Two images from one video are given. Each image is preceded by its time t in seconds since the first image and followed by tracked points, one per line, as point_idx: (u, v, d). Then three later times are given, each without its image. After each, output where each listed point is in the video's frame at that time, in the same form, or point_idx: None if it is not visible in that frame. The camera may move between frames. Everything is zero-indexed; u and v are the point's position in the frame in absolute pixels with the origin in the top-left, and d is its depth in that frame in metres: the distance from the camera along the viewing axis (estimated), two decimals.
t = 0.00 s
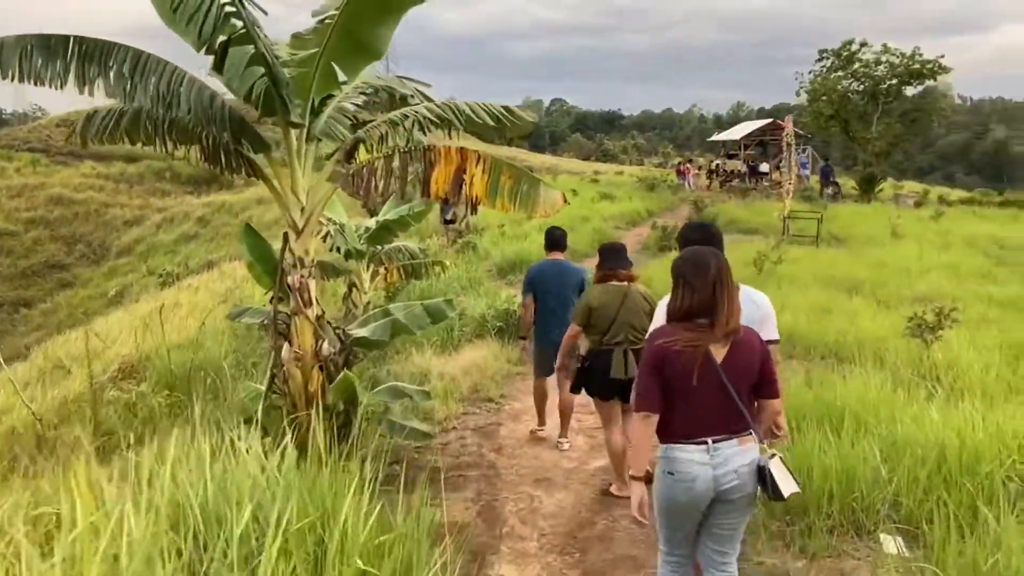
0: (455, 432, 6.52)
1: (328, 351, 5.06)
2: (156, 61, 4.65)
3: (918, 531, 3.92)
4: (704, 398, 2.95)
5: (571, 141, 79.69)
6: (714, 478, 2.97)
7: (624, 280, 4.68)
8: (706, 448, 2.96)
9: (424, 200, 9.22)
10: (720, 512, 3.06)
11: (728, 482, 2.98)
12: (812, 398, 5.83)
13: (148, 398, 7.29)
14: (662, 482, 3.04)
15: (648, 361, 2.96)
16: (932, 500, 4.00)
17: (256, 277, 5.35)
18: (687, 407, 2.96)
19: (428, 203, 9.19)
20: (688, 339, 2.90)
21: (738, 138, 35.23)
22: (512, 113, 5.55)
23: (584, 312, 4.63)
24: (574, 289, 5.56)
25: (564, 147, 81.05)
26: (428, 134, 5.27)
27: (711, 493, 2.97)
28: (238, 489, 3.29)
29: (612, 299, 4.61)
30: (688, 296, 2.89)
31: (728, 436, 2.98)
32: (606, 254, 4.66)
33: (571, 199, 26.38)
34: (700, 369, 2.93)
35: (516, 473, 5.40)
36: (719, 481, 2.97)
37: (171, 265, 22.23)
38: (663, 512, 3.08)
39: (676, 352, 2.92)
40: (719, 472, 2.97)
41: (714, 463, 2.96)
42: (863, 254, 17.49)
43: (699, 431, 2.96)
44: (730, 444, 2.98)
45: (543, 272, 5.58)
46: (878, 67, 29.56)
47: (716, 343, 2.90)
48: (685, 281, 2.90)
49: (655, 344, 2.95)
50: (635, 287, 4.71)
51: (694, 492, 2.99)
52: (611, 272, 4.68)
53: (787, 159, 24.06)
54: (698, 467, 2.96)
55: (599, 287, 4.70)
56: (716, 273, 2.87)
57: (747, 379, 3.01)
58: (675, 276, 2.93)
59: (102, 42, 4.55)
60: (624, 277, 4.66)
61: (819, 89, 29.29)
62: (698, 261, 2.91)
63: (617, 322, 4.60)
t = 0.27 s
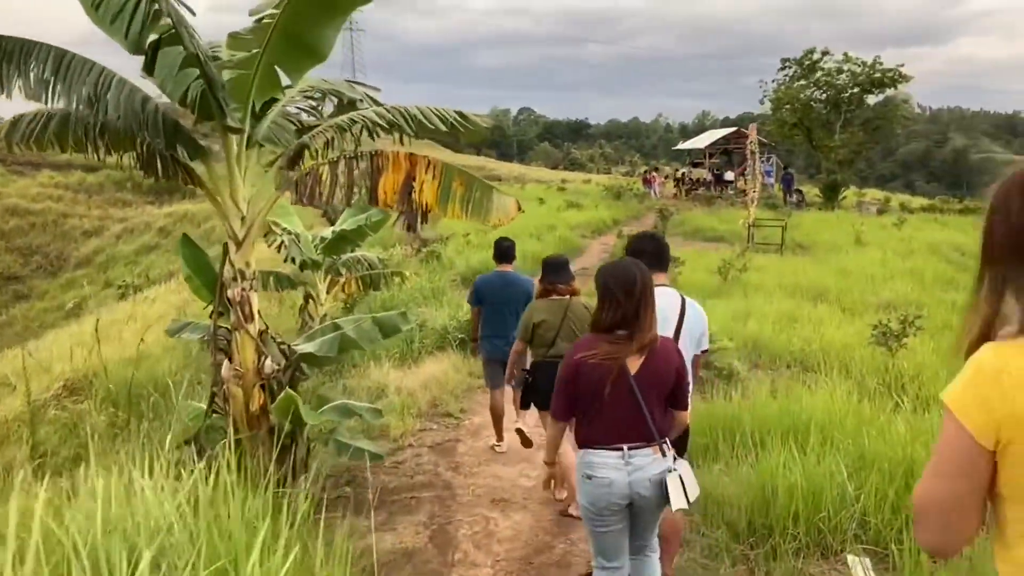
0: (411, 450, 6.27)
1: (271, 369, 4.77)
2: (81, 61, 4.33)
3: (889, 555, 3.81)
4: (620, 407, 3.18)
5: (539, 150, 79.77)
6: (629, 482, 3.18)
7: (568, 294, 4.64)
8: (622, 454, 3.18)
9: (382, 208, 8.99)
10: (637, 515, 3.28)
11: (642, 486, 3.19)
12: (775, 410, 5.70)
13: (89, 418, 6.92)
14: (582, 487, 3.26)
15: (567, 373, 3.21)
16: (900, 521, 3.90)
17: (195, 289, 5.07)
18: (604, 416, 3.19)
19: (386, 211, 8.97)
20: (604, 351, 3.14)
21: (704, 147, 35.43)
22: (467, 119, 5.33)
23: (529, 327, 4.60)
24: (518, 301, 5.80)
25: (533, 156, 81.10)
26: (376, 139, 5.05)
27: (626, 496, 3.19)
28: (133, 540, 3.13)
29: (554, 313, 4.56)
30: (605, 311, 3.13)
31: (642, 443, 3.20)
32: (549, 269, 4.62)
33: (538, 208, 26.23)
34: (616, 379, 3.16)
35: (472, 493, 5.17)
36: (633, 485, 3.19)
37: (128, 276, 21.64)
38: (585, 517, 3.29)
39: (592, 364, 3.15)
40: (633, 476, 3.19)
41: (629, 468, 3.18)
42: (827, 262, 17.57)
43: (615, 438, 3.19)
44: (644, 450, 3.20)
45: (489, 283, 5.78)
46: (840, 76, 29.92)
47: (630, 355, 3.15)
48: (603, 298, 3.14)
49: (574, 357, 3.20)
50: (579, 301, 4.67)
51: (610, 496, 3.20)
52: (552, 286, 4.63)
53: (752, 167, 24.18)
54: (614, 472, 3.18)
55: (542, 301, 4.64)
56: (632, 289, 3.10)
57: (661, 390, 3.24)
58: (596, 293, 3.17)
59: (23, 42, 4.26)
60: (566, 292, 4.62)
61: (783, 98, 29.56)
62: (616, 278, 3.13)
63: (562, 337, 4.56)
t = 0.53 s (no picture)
0: (371, 469, 6.03)
1: (217, 387, 4.50)
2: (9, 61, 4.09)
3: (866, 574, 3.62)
4: (576, 422, 3.25)
5: (515, 159, 79.74)
6: (586, 495, 3.27)
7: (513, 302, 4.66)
8: (579, 469, 3.25)
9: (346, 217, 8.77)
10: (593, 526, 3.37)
11: (599, 498, 3.28)
12: (748, 426, 5.48)
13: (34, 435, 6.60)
14: (540, 503, 3.32)
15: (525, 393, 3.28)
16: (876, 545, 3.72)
17: (139, 301, 4.79)
18: (561, 434, 3.26)
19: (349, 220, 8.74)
20: (560, 371, 3.22)
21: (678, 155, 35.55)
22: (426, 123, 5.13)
23: (475, 337, 4.63)
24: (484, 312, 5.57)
25: (509, 165, 81.06)
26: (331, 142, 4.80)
27: (585, 509, 3.27)
28: None
29: (502, 323, 4.60)
30: (561, 331, 3.18)
31: (597, 457, 3.28)
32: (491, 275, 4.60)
33: (512, 216, 26.06)
34: (572, 397, 3.23)
35: (432, 515, 4.94)
36: (590, 498, 3.27)
37: (94, 286, 21.15)
38: (541, 532, 3.34)
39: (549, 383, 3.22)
40: (590, 489, 3.27)
41: (585, 482, 3.26)
42: (801, 269, 17.57)
43: (571, 454, 3.26)
44: (599, 464, 3.28)
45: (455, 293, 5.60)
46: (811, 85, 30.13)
47: (584, 373, 3.22)
48: (558, 317, 3.19)
49: (530, 377, 3.27)
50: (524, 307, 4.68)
51: (569, 510, 3.27)
52: (498, 294, 4.61)
53: (725, 175, 24.21)
54: (571, 487, 3.25)
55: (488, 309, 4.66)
56: (587, 310, 3.16)
57: (613, 406, 3.32)
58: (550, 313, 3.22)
59: None
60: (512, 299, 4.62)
61: (755, 107, 29.70)
62: (570, 299, 3.18)
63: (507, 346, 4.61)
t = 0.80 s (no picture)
0: (332, 489, 5.80)
1: (160, 406, 4.19)
2: None
3: None
4: (520, 430, 3.26)
5: (495, 167, 79.65)
6: (530, 502, 3.27)
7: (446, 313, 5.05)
8: (522, 475, 3.27)
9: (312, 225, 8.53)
10: (539, 535, 3.35)
11: (543, 505, 3.28)
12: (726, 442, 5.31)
13: None
14: (485, 509, 3.34)
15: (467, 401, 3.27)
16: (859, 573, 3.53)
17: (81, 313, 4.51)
18: (505, 441, 3.27)
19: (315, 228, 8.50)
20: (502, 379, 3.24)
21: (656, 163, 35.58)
22: (387, 127, 4.93)
23: (409, 344, 5.00)
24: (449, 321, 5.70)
25: (489, 173, 80.95)
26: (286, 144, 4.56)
27: (527, 516, 3.27)
28: None
29: (434, 331, 4.97)
30: (505, 339, 3.23)
31: (541, 463, 3.29)
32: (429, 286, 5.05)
33: (490, 225, 25.87)
34: (515, 406, 3.25)
35: (393, 539, 4.73)
36: (534, 505, 3.28)
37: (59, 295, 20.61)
38: (491, 541, 3.35)
39: (493, 392, 3.24)
40: (533, 496, 3.27)
41: (529, 490, 3.27)
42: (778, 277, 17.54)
43: (514, 460, 3.28)
44: (544, 471, 3.30)
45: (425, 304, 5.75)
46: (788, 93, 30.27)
47: (530, 379, 3.25)
48: (500, 326, 3.24)
49: (472, 384, 3.28)
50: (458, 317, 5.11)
51: (512, 518, 3.28)
52: (435, 304, 5.01)
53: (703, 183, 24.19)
54: (514, 494, 3.27)
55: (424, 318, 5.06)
56: (530, 318, 3.22)
57: (558, 413, 3.34)
58: (494, 322, 3.27)
59: None
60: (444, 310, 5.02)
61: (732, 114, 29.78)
62: (514, 308, 3.23)
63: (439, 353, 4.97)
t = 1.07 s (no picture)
0: (286, 511, 5.56)
1: (88, 427, 3.88)
2: None
3: None
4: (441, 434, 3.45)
5: (475, 175, 79.45)
6: (448, 508, 3.45)
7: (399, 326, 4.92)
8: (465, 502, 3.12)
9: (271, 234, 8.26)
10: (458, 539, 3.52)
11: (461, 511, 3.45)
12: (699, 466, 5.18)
13: None
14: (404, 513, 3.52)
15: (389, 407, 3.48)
16: None
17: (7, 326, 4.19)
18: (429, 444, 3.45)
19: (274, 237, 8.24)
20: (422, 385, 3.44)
21: (635, 171, 35.52)
22: (337, 130, 4.74)
23: (361, 358, 4.89)
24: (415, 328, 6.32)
25: (469, 181, 80.75)
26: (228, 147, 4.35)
27: (444, 522, 3.44)
28: None
29: (386, 347, 4.86)
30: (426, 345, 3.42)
31: (462, 471, 3.47)
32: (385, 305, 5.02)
33: (467, 233, 25.64)
34: (434, 411, 3.44)
35: (343, 568, 4.51)
36: (452, 511, 3.45)
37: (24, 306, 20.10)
38: (415, 547, 3.51)
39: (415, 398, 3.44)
40: (452, 502, 3.45)
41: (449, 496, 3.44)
42: (755, 285, 17.46)
43: (435, 466, 3.45)
44: (462, 476, 3.47)
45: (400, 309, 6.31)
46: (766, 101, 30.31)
47: (450, 385, 3.42)
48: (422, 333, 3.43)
49: (398, 387, 3.47)
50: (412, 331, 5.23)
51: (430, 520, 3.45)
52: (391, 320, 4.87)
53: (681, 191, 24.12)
54: (432, 499, 3.44)
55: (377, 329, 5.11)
56: (452, 325, 3.40)
57: (479, 420, 3.52)
58: (417, 327, 3.45)
59: None
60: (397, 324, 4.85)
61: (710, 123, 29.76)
62: (438, 316, 3.41)
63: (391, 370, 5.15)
